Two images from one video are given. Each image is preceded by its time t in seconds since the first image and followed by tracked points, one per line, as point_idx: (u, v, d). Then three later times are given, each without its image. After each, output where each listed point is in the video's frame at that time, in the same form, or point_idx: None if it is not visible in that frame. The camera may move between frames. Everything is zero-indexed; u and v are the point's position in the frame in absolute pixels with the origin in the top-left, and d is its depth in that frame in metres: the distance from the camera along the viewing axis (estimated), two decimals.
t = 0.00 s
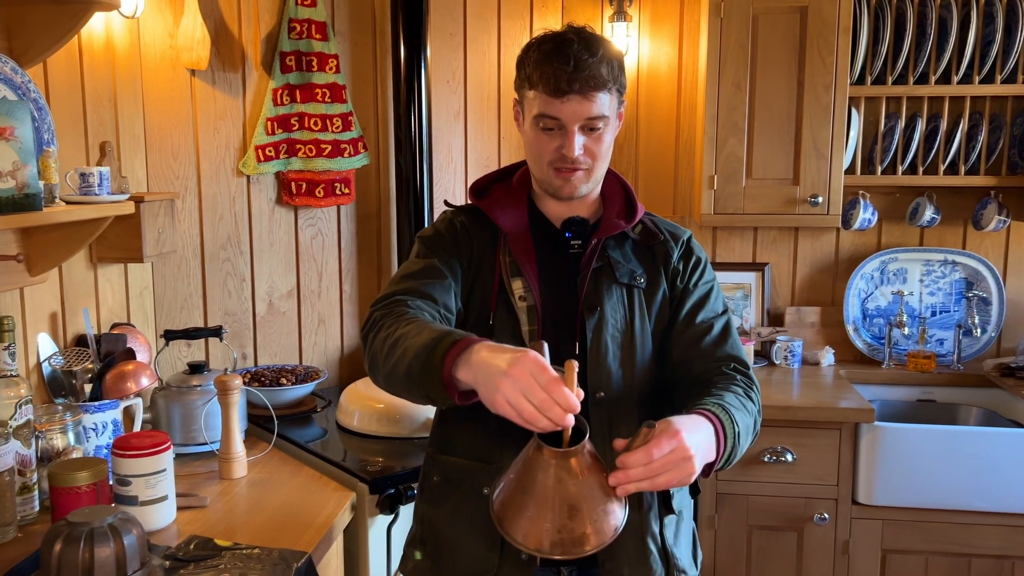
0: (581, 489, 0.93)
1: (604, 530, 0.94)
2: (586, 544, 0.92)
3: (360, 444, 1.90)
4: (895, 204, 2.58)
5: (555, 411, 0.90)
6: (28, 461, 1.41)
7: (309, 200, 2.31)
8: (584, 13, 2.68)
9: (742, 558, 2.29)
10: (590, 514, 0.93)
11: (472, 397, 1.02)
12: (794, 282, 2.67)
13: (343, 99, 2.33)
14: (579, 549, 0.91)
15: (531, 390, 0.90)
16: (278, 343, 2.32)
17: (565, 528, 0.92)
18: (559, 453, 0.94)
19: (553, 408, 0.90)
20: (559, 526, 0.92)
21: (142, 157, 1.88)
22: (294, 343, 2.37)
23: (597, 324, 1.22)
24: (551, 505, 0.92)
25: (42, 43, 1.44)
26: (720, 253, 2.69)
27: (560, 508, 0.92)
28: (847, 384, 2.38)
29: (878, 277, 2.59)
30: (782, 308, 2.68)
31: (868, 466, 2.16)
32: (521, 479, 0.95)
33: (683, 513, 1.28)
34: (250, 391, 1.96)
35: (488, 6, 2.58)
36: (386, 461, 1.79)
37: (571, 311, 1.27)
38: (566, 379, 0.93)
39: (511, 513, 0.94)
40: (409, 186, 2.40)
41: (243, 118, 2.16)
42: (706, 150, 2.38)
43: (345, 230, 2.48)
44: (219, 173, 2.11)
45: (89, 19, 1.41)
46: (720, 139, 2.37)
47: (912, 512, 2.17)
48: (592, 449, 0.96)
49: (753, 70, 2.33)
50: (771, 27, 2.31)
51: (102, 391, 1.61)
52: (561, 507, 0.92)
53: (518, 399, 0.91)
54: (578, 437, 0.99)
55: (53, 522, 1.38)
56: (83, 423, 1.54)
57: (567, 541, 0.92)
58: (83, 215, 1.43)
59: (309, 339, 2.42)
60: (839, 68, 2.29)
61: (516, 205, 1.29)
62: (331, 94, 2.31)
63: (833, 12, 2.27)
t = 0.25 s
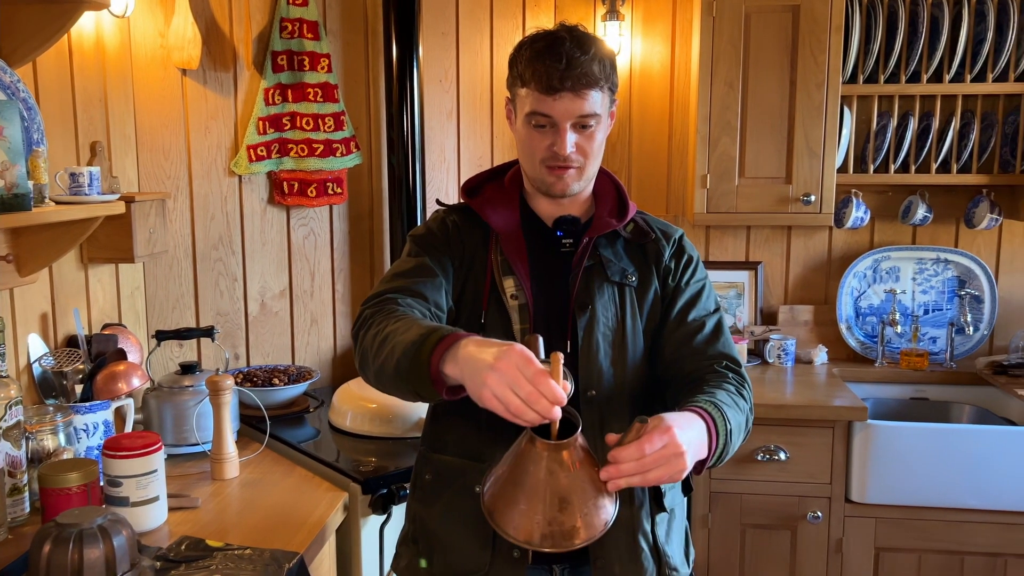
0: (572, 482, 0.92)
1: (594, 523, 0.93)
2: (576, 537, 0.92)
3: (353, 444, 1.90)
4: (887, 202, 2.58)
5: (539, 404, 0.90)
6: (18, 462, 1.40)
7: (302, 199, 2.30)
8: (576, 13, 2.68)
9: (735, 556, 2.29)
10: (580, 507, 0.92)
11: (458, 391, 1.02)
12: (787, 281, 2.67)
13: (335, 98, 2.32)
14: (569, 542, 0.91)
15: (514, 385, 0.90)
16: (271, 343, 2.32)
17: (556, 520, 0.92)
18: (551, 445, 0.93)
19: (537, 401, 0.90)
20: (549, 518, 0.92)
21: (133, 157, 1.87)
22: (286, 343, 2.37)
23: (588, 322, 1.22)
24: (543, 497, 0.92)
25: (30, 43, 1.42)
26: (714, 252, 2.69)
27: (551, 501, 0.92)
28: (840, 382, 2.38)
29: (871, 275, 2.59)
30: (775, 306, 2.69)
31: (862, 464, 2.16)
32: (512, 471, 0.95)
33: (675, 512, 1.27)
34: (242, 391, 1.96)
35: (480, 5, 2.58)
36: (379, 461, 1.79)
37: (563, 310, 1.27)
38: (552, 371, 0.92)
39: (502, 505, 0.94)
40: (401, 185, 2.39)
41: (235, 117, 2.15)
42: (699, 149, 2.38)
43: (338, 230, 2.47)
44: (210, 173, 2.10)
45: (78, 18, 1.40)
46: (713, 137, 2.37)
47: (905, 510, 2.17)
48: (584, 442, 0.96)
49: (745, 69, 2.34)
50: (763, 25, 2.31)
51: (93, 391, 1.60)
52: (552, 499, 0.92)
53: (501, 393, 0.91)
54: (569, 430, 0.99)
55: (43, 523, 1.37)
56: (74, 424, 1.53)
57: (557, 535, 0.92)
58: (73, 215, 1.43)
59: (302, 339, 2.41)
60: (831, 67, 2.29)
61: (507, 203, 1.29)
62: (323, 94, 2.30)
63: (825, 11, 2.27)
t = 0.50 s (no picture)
0: (566, 482, 0.93)
1: (589, 523, 0.94)
2: (570, 537, 0.92)
3: (347, 444, 1.90)
4: (880, 201, 2.59)
5: (533, 408, 0.90)
6: (12, 463, 1.40)
7: (295, 199, 2.30)
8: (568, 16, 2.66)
9: (730, 554, 2.30)
10: (575, 507, 0.93)
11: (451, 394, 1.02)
12: (780, 280, 2.68)
13: (329, 98, 2.32)
14: (564, 541, 0.92)
15: (509, 389, 0.90)
16: (265, 343, 2.32)
17: (551, 519, 0.92)
18: (545, 445, 0.94)
19: (532, 405, 0.90)
20: (545, 517, 0.92)
21: (126, 158, 1.87)
22: (280, 343, 2.37)
23: (582, 321, 1.22)
24: (537, 497, 0.92)
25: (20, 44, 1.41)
26: (707, 251, 2.69)
27: (546, 501, 0.92)
28: (833, 380, 2.39)
29: (864, 274, 2.60)
30: (769, 305, 2.69)
31: (855, 462, 2.17)
32: (507, 471, 0.96)
33: (670, 510, 1.28)
34: (236, 391, 1.96)
35: (473, 5, 2.59)
36: (373, 461, 1.79)
37: (557, 309, 1.27)
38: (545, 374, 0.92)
39: (497, 505, 0.94)
40: (395, 185, 2.39)
41: (228, 118, 2.15)
42: (692, 148, 2.38)
43: (332, 230, 2.47)
44: (204, 173, 2.10)
45: (70, 18, 1.40)
46: (706, 137, 2.37)
47: (898, 508, 2.18)
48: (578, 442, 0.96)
49: (738, 68, 2.34)
50: (756, 25, 2.32)
51: (86, 392, 1.61)
52: (547, 499, 0.92)
53: (496, 396, 0.91)
54: (563, 429, 0.99)
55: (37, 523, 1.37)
56: (68, 425, 1.53)
57: (551, 534, 0.92)
58: (66, 216, 1.43)
59: (296, 339, 2.41)
60: (823, 67, 2.30)
61: (502, 204, 1.29)
62: (317, 94, 2.30)
63: (818, 11, 2.28)
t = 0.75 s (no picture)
0: (567, 482, 0.93)
1: (590, 523, 0.94)
2: (571, 537, 0.92)
3: (345, 444, 1.90)
4: (877, 200, 2.60)
5: (534, 407, 0.90)
6: (9, 464, 1.40)
7: (292, 199, 2.30)
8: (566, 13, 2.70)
9: (727, 553, 2.30)
10: (576, 507, 0.93)
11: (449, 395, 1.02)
12: (776, 279, 2.68)
13: (325, 98, 2.32)
14: (565, 542, 0.92)
15: (509, 389, 0.90)
16: (262, 343, 2.32)
17: (552, 519, 0.92)
18: (546, 445, 0.94)
19: (532, 405, 0.90)
20: (546, 518, 0.92)
21: (122, 158, 1.87)
22: (277, 343, 2.36)
23: (581, 320, 1.22)
24: (538, 498, 0.92)
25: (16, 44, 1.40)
26: (704, 250, 2.70)
27: (546, 501, 0.92)
28: (830, 379, 2.40)
29: (860, 273, 2.60)
30: (765, 304, 2.70)
31: (852, 460, 2.17)
32: (508, 472, 0.96)
33: (669, 508, 1.28)
34: (233, 391, 1.96)
35: (469, 5, 2.59)
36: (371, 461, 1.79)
37: (556, 308, 1.27)
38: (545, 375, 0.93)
39: (497, 506, 0.94)
40: (392, 184, 2.39)
41: (224, 117, 2.15)
42: (688, 147, 2.39)
43: (328, 230, 2.47)
44: (201, 173, 2.10)
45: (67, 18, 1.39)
46: (702, 136, 2.38)
47: (895, 506, 2.18)
48: (578, 442, 0.96)
49: (734, 67, 2.35)
50: (752, 24, 2.32)
51: (83, 392, 1.60)
52: (548, 500, 0.92)
53: (496, 396, 0.91)
54: (563, 429, 0.99)
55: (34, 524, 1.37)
56: (64, 426, 1.53)
57: (552, 534, 0.92)
58: (62, 216, 1.42)
59: (293, 339, 2.41)
60: (819, 66, 2.30)
61: (501, 203, 1.29)
62: (313, 93, 2.30)
63: (813, 10, 2.28)
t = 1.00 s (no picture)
0: (567, 480, 0.93)
1: (592, 521, 0.94)
2: (572, 536, 0.93)
3: (344, 444, 1.90)
4: (873, 200, 2.61)
5: (532, 407, 0.90)
6: (8, 464, 1.40)
7: (290, 199, 2.31)
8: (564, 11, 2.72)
9: (725, 551, 2.31)
10: (576, 505, 0.93)
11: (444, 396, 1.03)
12: (774, 278, 2.69)
13: (323, 98, 2.32)
14: (566, 540, 0.92)
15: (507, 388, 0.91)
16: (260, 343, 2.32)
17: (554, 517, 0.93)
18: (545, 444, 0.94)
19: (530, 405, 0.90)
20: (547, 516, 0.92)
21: (121, 159, 1.88)
22: (276, 343, 2.37)
23: (582, 318, 1.23)
24: (539, 497, 0.93)
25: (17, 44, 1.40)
26: (701, 249, 2.70)
27: (547, 500, 0.93)
28: (827, 378, 2.41)
29: (857, 272, 2.61)
30: (762, 303, 2.71)
31: (850, 458, 2.18)
32: (509, 471, 0.96)
33: (670, 506, 1.28)
34: (233, 391, 1.96)
35: (467, 5, 2.60)
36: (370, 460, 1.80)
37: (556, 307, 1.27)
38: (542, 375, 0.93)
39: (499, 506, 0.95)
40: (391, 185, 2.40)
41: (222, 118, 2.15)
42: (686, 147, 2.39)
43: (326, 230, 2.47)
44: (199, 173, 2.10)
45: (66, 19, 1.40)
46: (699, 135, 2.38)
47: (892, 504, 2.19)
48: (577, 440, 0.97)
49: (731, 67, 2.35)
50: (749, 24, 2.33)
51: (83, 393, 1.60)
52: (549, 498, 0.93)
53: (494, 395, 0.92)
54: (562, 427, 0.99)
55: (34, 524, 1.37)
56: (64, 426, 1.53)
57: (554, 533, 0.92)
58: (62, 217, 1.43)
59: (291, 339, 2.42)
60: (816, 65, 2.31)
61: (502, 203, 1.30)
62: (311, 94, 2.31)
63: (810, 10, 2.29)
